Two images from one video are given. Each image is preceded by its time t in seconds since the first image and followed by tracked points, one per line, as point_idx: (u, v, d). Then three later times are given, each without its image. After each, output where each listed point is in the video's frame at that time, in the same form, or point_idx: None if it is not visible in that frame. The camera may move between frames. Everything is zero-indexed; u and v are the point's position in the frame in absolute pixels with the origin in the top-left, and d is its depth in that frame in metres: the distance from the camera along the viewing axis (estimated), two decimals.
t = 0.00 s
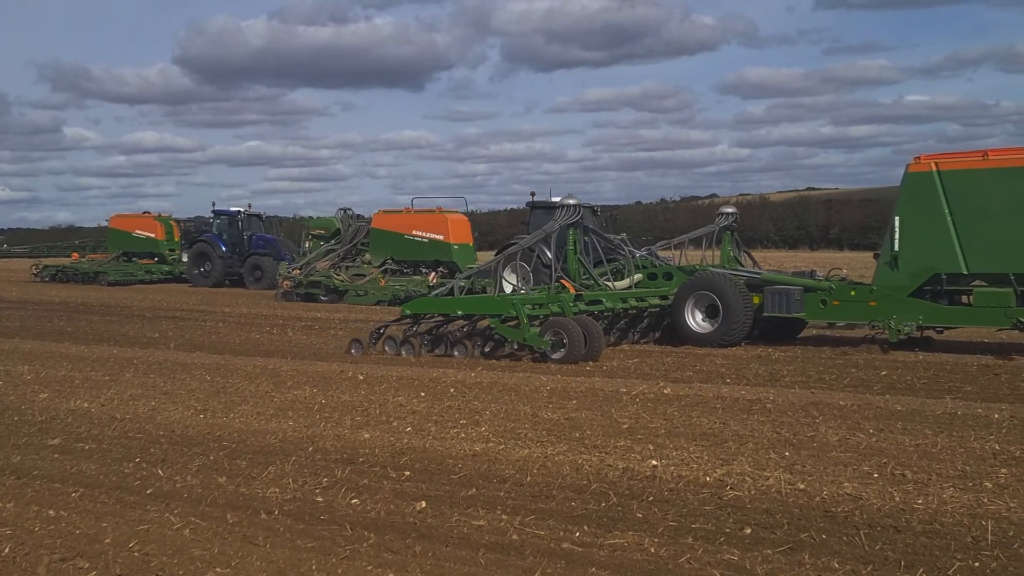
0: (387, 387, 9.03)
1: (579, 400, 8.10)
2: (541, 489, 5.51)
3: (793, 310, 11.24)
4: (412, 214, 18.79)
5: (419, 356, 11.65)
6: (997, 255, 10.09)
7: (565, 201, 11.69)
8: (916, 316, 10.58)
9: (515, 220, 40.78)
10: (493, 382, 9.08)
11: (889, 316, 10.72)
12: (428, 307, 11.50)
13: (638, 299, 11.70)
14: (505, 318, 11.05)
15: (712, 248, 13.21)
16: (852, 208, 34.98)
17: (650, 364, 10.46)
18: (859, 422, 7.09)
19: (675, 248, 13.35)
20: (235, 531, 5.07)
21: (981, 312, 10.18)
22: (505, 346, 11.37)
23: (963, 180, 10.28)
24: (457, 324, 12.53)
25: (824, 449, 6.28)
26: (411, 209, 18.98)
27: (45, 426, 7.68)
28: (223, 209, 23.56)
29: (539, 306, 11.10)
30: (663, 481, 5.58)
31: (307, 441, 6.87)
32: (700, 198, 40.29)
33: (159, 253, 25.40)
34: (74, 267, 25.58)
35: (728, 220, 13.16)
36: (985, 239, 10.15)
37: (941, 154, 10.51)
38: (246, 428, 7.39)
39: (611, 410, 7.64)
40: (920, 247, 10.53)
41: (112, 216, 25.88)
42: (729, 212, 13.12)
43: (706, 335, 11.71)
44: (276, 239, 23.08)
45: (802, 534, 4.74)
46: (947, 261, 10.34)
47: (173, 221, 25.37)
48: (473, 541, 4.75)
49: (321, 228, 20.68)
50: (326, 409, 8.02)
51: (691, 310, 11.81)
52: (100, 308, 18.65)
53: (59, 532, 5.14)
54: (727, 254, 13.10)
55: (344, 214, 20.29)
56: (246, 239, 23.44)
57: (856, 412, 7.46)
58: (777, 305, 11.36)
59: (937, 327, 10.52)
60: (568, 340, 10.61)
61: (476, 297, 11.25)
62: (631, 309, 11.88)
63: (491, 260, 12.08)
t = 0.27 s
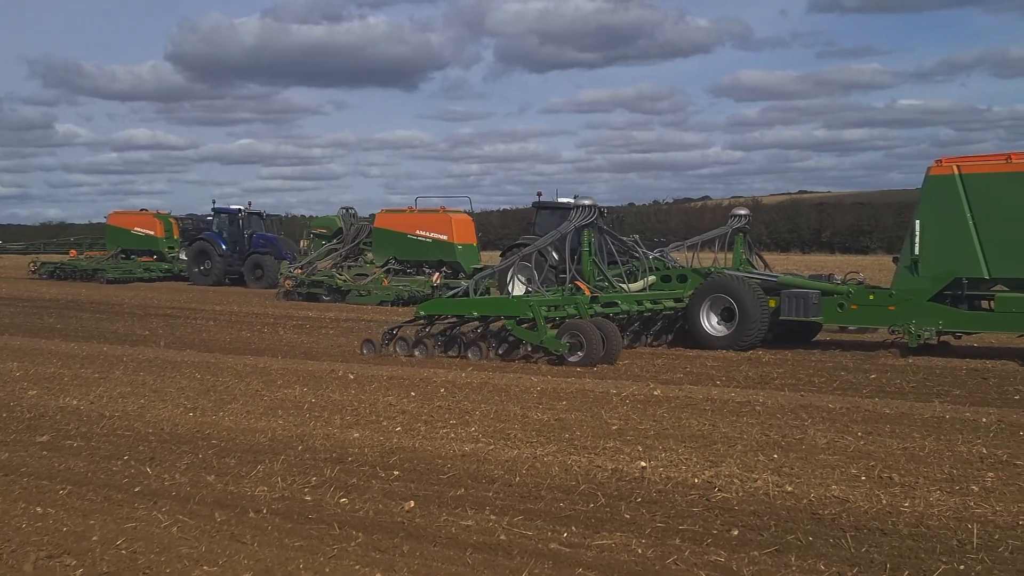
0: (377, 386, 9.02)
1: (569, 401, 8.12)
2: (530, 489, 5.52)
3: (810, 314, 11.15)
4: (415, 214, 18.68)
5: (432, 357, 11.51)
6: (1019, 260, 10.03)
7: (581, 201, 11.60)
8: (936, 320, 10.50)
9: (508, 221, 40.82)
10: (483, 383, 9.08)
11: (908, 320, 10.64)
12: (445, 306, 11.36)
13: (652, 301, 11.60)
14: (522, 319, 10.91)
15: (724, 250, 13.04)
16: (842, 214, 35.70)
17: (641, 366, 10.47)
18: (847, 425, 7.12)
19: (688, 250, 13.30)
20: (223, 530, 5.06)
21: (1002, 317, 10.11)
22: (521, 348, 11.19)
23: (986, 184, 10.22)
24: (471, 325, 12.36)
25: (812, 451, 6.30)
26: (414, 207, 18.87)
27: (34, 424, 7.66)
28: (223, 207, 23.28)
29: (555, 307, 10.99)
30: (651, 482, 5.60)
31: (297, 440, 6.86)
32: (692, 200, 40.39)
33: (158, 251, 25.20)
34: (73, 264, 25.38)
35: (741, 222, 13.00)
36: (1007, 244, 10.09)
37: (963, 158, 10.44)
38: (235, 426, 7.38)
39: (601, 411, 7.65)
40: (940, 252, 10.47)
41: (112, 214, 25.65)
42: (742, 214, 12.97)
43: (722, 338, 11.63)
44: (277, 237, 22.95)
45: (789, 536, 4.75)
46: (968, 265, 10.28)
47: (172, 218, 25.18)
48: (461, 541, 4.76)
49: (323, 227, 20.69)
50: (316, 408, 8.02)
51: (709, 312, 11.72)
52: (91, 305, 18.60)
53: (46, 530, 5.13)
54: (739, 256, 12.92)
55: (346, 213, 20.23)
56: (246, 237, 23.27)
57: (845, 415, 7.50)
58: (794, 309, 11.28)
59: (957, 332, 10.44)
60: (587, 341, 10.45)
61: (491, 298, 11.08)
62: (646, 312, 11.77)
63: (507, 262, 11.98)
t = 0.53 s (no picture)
0: (373, 386, 9.02)
1: (564, 401, 8.12)
2: (524, 489, 5.52)
3: (834, 315, 10.96)
4: (423, 214, 18.52)
5: (450, 357, 11.35)
6: None
7: (599, 200, 11.44)
8: (962, 321, 10.39)
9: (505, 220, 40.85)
10: (478, 382, 9.08)
11: (934, 321, 10.52)
12: (464, 308, 11.17)
13: (671, 302, 11.39)
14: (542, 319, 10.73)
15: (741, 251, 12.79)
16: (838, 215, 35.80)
17: (636, 366, 10.47)
18: (842, 425, 7.13)
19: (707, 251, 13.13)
20: (217, 529, 5.05)
21: None
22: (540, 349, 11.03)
23: (1014, 182, 10.17)
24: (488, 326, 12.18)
25: (806, 451, 6.30)
26: (421, 208, 18.76)
27: (29, 422, 7.64)
28: (228, 207, 22.95)
29: (575, 308, 10.86)
30: (645, 482, 5.60)
31: (292, 439, 6.85)
32: (687, 200, 40.43)
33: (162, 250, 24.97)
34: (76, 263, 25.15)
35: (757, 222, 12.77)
36: None
37: (989, 156, 10.40)
38: (230, 426, 7.37)
39: (596, 411, 7.65)
40: (967, 251, 10.40)
41: (114, 213, 25.33)
42: (758, 213, 12.73)
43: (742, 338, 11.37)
44: (282, 237, 22.77)
45: (782, 536, 4.76)
46: (995, 265, 10.21)
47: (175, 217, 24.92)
48: (455, 540, 4.75)
49: (330, 226, 20.89)
50: (311, 407, 8.01)
51: (728, 311, 11.44)
52: (86, 304, 18.58)
53: (41, 529, 5.11)
54: (756, 255, 12.67)
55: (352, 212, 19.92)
56: (251, 237, 23.03)
57: (840, 416, 7.50)
58: (816, 310, 11.08)
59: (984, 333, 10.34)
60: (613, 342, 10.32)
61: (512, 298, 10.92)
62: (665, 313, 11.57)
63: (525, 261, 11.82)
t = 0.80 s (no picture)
0: (370, 385, 9.01)
1: (561, 401, 8.11)
2: (521, 489, 5.50)
3: (860, 316, 10.83)
4: (432, 213, 18.20)
5: (471, 359, 11.19)
6: None
7: (621, 199, 11.32)
8: (992, 323, 10.25)
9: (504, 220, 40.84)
10: (474, 382, 9.08)
11: (962, 322, 10.41)
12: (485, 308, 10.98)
13: (693, 302, 11.28)
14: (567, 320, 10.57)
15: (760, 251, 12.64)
16: (836, 215, 35.76)
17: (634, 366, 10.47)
18: (839, 425, 7.12)
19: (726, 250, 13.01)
20: (214, 529, 5.04)
21: None
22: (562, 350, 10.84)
23: None
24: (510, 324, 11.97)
25: (804, 452, 6.30)
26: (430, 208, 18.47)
27: (27, 422, 7.62)
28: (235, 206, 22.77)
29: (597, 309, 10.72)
30: (642, 482, 5.59)
31: (289, 439, 6.84)
32: (687, 200, 40.42)
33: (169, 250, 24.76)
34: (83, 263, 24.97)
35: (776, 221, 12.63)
36: None
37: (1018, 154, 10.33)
38: (228, 425, 7.35)
39: (593, 411, 7.64)
40: (996, 250, 10.30)
41: (120, 213, 25.14)
42: (777, 212, 12.60)
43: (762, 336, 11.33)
44: (288, 236, 22.50)
45: (779, 537, 4.75)
46: None
47: (182, 216, 24.68)
48: (451, 541, 4.75)
49: (338, 225, 20.45)
50: (308, 407, 8.00)
51: (752, 309, 11.38)
52: (83, 303, 18.56)
53: (37, 528, 5.11)
54: (775, 255, 12.52)
55: (361, 211, 19.66)
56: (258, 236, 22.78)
57: (838, 415, 7.50)
58: (842, 310, 10.94)
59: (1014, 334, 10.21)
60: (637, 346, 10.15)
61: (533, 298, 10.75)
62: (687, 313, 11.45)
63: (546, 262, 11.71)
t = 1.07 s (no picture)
0: (369, 386, 9.01)
1: (560, 402, 8.10)
2: (519, 491, 5.50)
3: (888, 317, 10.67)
4: (442, 214, 18.09)
5: (494, 361, 11.02)
6: None
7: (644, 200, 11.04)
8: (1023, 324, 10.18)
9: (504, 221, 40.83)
10: (473, 383, 9.08)
11: (993, 323, 10.31)
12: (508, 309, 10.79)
13: (717, 304, 11.21)
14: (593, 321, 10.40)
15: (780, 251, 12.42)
16: (834, 215, 35.73)
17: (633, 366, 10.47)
18: (837, 426, 7.12)
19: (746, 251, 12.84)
20: (211, 530, 5.04)
21: None
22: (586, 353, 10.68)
23: None
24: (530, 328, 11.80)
25: (802, 452, 6.30)
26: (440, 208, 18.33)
27: (24, 424, 7.62)
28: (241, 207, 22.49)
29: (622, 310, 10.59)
30: (641, 483, 5.59)
31: (287, 440, 6.84)
32: (686, 200, 40.41)
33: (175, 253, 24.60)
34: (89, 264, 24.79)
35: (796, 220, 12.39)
36: None
37: None
38: (225, 427, 7.35)
39: (591, 411, 7.65)
40: None
41: (126, 214, 24.95)
42: (798, 212, 12.34)
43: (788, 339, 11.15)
44: (296, 237, 22.35)
45: (777, 537, 4.75)
46: None
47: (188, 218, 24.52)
48: (449, 542, 4.74)
49: (346, 227, 19.98)
50: (307, 408, 8.00)
51: (774, 313, 11.25)
52: (81, 305, 18.55)
53: (34, 530, 5.10)
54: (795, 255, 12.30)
55: (369, 212, 19.55)
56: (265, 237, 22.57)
57: (836, 416, 7.50)
58: (869, 311, 10.78)
59: None
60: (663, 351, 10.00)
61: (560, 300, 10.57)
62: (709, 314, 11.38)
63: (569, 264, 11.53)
